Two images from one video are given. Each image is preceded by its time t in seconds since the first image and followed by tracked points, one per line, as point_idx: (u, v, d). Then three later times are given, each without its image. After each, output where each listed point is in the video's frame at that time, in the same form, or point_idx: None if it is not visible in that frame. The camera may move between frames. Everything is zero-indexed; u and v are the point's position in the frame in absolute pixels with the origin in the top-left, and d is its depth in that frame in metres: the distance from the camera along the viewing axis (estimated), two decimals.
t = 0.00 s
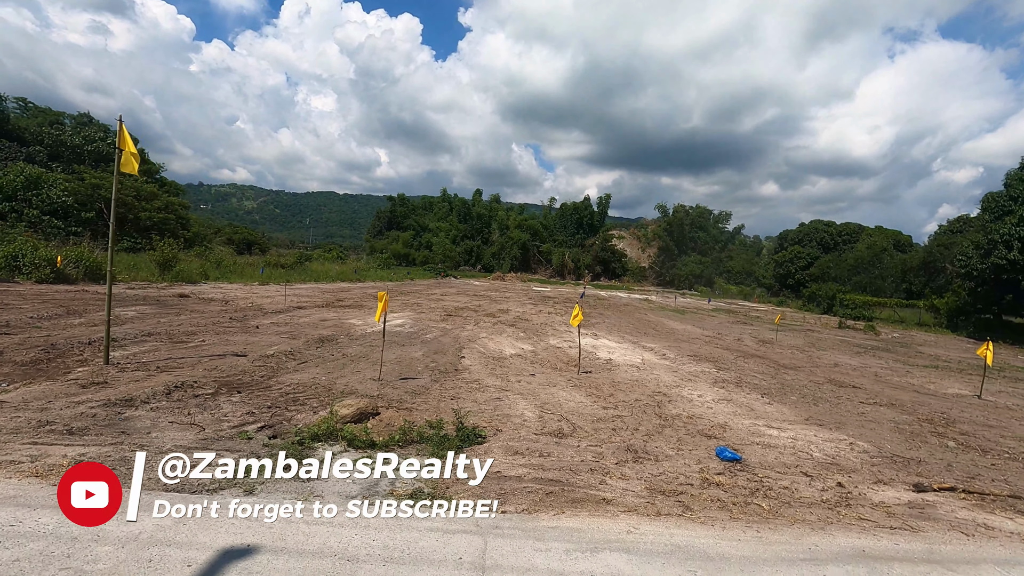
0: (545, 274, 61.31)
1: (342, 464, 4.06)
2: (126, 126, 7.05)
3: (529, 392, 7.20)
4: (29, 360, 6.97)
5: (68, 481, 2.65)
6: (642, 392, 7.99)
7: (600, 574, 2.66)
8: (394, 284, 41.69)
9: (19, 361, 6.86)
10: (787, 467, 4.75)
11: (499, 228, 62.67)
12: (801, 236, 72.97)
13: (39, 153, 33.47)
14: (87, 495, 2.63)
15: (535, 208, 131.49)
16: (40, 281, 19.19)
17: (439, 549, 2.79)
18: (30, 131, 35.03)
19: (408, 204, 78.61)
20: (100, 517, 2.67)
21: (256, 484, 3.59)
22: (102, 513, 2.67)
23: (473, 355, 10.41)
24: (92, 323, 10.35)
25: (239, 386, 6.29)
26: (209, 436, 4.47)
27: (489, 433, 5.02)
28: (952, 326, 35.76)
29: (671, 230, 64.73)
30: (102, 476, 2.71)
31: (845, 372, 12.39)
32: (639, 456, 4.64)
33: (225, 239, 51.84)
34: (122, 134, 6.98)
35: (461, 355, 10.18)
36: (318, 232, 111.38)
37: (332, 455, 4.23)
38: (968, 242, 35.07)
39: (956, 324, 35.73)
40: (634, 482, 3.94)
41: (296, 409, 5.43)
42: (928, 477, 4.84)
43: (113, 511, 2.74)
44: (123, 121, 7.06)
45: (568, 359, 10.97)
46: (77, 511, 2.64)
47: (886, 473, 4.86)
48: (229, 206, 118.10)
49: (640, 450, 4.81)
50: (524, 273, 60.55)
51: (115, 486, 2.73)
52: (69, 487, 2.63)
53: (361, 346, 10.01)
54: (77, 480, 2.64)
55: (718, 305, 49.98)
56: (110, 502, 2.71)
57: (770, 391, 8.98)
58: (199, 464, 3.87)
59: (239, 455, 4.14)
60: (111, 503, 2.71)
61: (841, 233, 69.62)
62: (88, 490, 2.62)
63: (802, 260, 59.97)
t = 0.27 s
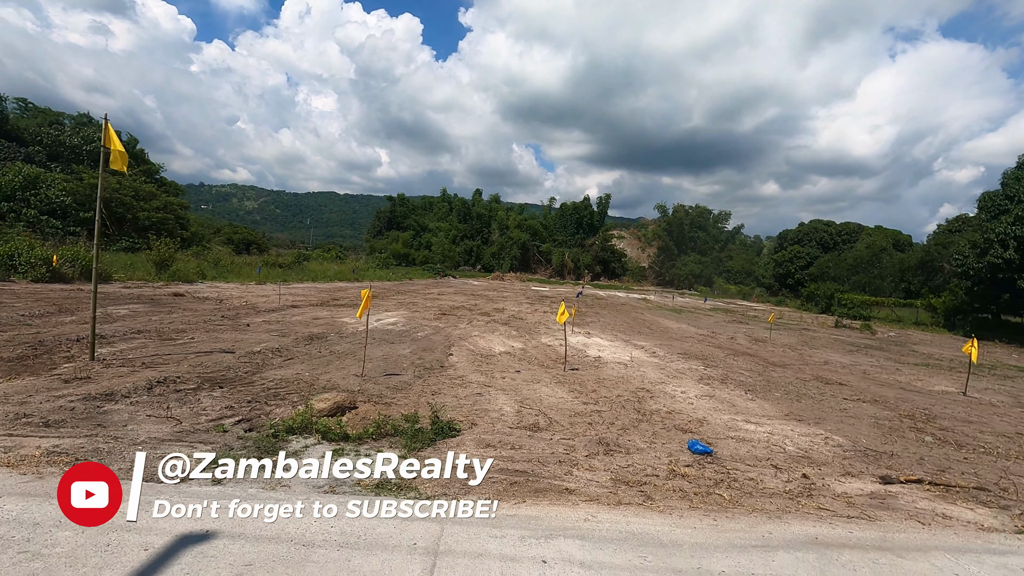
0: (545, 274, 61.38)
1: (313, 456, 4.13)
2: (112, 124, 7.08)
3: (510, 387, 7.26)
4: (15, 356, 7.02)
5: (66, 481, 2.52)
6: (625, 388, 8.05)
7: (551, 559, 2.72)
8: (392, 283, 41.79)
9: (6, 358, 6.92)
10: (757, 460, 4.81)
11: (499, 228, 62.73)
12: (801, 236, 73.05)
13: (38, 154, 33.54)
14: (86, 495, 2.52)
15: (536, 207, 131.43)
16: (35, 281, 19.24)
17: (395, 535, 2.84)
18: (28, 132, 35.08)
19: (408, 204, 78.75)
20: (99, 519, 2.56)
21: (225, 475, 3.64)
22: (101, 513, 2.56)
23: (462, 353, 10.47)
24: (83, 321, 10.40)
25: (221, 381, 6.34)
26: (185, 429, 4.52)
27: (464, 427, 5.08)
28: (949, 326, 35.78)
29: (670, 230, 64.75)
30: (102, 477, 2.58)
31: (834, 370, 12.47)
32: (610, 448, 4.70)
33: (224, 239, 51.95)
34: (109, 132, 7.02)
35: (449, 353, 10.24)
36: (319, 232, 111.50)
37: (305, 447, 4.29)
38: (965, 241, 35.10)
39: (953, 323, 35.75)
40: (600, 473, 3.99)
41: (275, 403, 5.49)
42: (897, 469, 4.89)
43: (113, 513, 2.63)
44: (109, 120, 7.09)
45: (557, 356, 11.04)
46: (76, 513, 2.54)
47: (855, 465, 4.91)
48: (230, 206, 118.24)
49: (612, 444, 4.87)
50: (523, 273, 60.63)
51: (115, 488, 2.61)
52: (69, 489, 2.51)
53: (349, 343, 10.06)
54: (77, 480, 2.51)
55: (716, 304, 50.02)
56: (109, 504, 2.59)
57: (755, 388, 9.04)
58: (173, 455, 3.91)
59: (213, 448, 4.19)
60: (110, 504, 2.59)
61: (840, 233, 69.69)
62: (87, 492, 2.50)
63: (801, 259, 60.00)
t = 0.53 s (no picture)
0: (545, 274, 61.46)
1: (280, 451, 4.17)
2: (96, 123, 7.13)
3: (490, 385, 7.31)
4: None
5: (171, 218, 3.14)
6: (607, 386, 8.10)
7: (499, 551, 2.76)
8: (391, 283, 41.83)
9: None
10: (726, 456, 4.85)
11: (499, 227, 62.79)
12: (801, 236, 72.97)
13: (37, 153, 33.63)
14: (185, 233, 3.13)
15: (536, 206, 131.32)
16: (31, 279, 19.31)
17: (347, 527, 2.89)
18: (27, 131, 35.16)
19: (408, 203, 78.82)
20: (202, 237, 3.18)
21: (190, 469, 3.69)
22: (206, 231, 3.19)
23: (449, 351, 10.52)
24: (73, 320, 10.48)
25: (201, 378, 6.40)
26: (157, 425, 4.58)
27: (436, 423, 5.13)
28: (946, 325, 35.76)
29: (670, 229, 64.74)
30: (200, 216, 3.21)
31: (822, 368, 12.49)
32: (579, 444, 4.75)
33: (223, 238, 52.02)
34: (93, 132, 7.07)
35: (436, 351, 10.29)
36: (319, 231, 111.59)
37: (274, 443, 4.35)
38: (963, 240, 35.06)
39: (950, 323, 35.73)
40: (563, 469, 4.04)
41: (252, 400, 5.54)
42: (865, 466, 4.93)
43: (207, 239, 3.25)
44: (93, 119, 7.14)
45: (545, 354, 11.09)
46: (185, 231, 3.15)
47: (824, 462, 4.95)
48: (231, 206, 118.37)
49: (581, 440, 4.91)
50: (523, 272, 60.70)
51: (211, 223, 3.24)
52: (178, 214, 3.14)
53: (337, 342, 10.12)
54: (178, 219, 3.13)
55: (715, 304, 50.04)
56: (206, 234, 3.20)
57: (738, 386, 9.07)
58: (141, 450, 3.96)
59: (183, 442, 4.24)
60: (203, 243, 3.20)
61: (840, 232, 69.63)
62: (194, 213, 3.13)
63: (801, 259, 59.94)
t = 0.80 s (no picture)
0: (544, 273, 61.58)
1: (251, 446, 4.25)
2: (81, 123, 7.20)
3: (471, 382, 7.38)
4: None
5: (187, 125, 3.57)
6: (588, 383, 8.17)
7: (450, 540, 2.83)
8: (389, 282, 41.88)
9: None
10: (694, 451, 4.91)
11: (498, 226, 62.88)
12: (800, 235, 72.98)
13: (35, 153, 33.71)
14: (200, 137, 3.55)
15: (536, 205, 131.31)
16: (26, 279, 19.36)
17: (303, 517, 2.96)
18: (25, 131, 35.22)
19: (407, 203, 78.87)
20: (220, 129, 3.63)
21: (158, 463, 3.76)
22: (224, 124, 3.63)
23: (436, 349, 10.60)
24: (64, 318, 10.56)
25: (182, 376, 6.47)
26: (133, 420, 4.65)
27: (409, 419, 5.20)
28: (942, 323, 35.78)
29: (669, 228, 64.76)
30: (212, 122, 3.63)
31: (810, 366, 12.55)
32: (548, 439, 4.83)
33: (222, 238, 52.09)
34: (77, 132, 7.14)
35: (422, 349, 10.37)
36: (319, 231, 111.60)
37: (246, 438, 4.42)
38: (959, 239, 35.08)
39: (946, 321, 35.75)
40: (527, 463, 4.11)
41: (230, 396, 5.60)
42: (831, 460, 5.01)
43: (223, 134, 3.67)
44: (77, 119, 7.21)
45: (532, 353, 11.15)
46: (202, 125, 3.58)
47: (792, 457, 5.02)
48: (232, 206, 118.48)
49: (551, 435, 4.99)
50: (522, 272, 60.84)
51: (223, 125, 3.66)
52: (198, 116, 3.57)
53: (324, 340, 10.19)
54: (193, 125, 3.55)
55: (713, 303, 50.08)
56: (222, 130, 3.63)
57: (721, 383, 9.14)
58: (113, 445, 4.04)
59: (156, 437, 4.32)
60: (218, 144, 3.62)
61: (840, 231, 69.64)
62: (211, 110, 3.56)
63: (800, 258, 59.96)
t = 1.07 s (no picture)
0: (544, 273, 61.90)
1: (224, 439, 4.34)
2: (69, 123, 7.30)
3: (453, 379, 7.47)
4: None
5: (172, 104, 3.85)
6: (571, 380, 8.25)
7: (402, 527, 2.91)
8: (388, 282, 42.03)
9: None
10: (664, 445, 4.99)
11: (499, 227, 62.99)
12: (800, 235, 72.92)
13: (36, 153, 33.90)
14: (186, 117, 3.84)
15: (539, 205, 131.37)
16: (24, 278, 19.50)
17: (263, 506, 3.04)
18: (26, 131, 35.41)
19: (409, 203, 79.03)
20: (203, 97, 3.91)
21: (129, 455, 3.85)
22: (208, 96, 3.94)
23: (424, 348, 10.69)
24: (57, 316, 10.67)
25: (165, 372, 6.57)
26: (111, 414, 4.74)
27: (385, 414, 5.29)
28: (940, 324, 35.72)
29: (670, 228, 64.78)
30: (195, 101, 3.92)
31: (799, 365, 12.60)
32: (519, 434, 4.92)
33: (222, 237, 52.26)
34: (66, 132, 7.24)
35: (410, 347, 10.45)
36: (321, 231, 111.77)
37: (221, 431, 4.51)
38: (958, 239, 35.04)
39: (944, 322, 35.70)
40: (493, 456, 4.20)
41: (210, 391, 5.70)
42: (799, 455, 5.08)
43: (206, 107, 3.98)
44: (66, 119, 7.31)
45: (521, 351, 11.23)
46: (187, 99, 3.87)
47: (761, 451, 5.10)
48: (234, 206, 118.81)
49: (523, 430, 5.08)
50: (523, 272, 61.07)
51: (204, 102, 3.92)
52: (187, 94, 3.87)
53: (313, 338, 10.28)
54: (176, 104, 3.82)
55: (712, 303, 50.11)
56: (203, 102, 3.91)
57: (705, 381, 9.22)
58: (87, 437, 4.13)
59: (131, 430, 4.41)
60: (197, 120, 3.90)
61: (841, 232, 69.56)
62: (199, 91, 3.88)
63: (800, 258, 59.92)
